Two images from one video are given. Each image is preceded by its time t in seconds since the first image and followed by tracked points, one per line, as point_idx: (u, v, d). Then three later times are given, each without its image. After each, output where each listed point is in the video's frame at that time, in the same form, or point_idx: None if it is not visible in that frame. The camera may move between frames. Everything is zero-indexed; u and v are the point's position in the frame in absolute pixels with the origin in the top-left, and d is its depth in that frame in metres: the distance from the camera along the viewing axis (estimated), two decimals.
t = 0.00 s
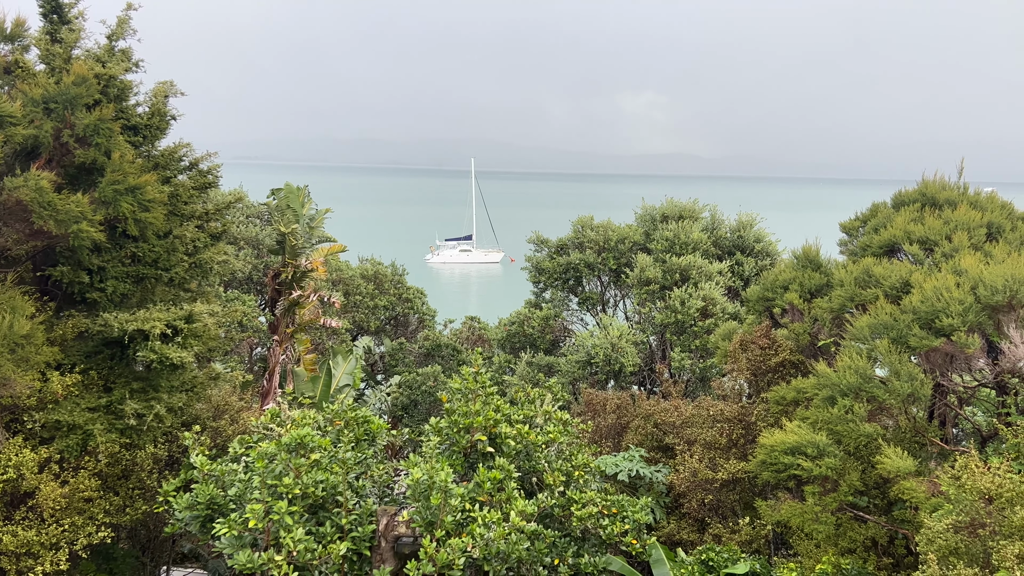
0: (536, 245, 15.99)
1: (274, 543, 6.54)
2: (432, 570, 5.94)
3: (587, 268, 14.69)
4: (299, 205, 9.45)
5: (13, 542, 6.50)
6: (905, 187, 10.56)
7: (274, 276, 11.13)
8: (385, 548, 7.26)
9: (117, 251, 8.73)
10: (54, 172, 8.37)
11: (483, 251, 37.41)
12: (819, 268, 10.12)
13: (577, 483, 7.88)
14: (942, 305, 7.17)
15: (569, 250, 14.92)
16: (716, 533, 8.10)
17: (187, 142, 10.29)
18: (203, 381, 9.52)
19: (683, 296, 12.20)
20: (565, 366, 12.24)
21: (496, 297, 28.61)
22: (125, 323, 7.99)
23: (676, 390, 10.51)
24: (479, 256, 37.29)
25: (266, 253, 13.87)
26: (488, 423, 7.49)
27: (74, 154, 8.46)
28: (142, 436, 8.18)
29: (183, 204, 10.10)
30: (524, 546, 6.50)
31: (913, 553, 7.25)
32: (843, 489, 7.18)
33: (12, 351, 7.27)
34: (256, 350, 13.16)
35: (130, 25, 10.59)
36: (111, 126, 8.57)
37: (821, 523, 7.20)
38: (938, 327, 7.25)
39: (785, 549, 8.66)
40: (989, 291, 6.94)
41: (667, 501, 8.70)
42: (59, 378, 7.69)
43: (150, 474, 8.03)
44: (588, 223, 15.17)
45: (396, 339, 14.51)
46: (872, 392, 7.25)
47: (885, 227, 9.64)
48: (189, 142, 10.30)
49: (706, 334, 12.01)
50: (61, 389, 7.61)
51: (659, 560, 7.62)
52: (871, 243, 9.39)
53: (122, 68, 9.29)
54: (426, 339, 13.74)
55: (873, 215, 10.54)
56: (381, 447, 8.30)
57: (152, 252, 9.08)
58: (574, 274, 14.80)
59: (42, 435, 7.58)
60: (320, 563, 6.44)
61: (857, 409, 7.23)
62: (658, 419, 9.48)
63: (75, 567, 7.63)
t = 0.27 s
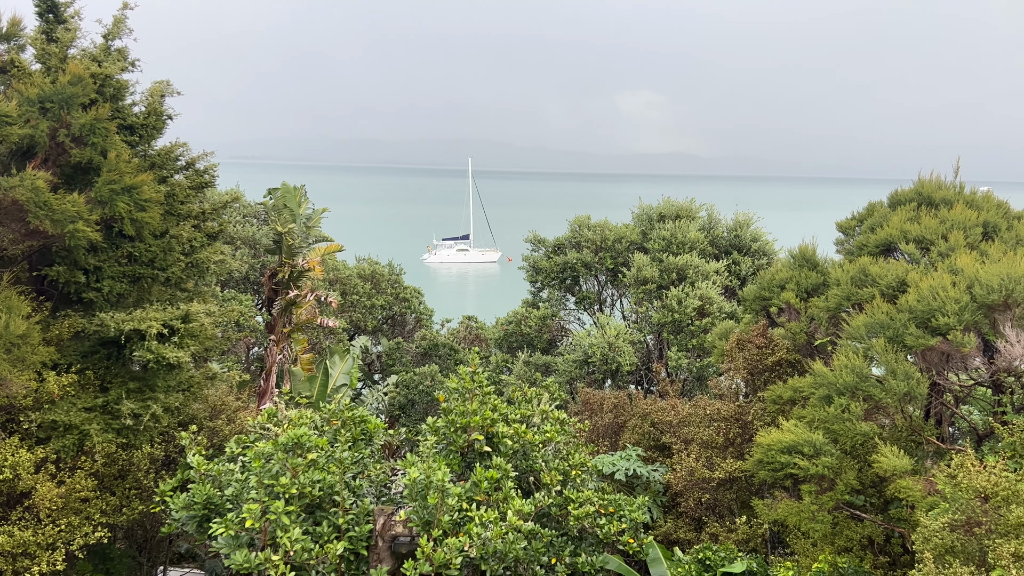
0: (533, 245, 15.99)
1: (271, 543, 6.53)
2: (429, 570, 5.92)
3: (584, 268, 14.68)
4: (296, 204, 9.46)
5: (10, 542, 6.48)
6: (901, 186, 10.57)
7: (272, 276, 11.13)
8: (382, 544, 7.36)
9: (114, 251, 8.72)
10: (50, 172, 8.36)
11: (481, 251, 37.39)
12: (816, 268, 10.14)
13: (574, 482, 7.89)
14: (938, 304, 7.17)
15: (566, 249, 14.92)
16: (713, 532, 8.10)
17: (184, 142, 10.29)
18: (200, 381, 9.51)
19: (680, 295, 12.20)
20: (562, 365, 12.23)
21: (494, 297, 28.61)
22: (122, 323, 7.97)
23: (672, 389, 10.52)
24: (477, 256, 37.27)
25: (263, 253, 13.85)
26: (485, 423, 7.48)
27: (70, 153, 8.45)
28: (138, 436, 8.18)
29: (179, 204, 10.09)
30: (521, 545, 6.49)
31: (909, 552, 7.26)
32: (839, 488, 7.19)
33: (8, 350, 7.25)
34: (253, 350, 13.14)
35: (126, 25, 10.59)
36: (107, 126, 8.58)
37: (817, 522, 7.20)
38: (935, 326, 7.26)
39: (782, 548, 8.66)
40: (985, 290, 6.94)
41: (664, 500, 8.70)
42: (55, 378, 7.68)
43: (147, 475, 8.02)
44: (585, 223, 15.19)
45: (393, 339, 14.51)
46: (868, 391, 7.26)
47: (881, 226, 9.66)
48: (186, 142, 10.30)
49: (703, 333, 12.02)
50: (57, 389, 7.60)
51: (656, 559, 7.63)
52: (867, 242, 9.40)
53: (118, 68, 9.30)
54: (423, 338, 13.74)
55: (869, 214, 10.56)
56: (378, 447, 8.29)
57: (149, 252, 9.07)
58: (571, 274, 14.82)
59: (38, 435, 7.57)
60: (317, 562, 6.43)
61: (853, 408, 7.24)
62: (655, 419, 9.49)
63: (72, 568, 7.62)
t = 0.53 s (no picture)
0: (531, 244, 15.99)
1: (268, 543, 6.52)
2: (427, 570, 5.90)
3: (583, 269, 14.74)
4: (294, 203, 9.48)
5: (7, 542, 6.46)
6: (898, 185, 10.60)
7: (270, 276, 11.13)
8: (381, 545, 7.28)
9: (111, 251, 8.72)
10: (47, 172, 8.34)
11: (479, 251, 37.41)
12: (813, 267, 10.18)
13: (572, 481, 7.89)
14: (934, 304, 7.19)
15: (563, 249, 14.94)
16: (711, 531, 8.10)
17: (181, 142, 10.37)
18: (198, 382, 9.50)
19: (678, 295, 12.22)
20: (559, 365, 12.24)
21: (491, 297, 28.60)
22: (118, 323, 7.95)
23: (669, 388, 10.53)
24: (475, 256, 37.28)
25: (260, 253, 13.84)
26: (483, 422, 7.49)
27: (67, 153, 8.46)
28: (136, 436, 8.17)
29: (177, 204, 10.08)
30: (519, 545, 6.49)
31: (905, 550, 7.28)
32: (836, 487, 7.20)
33: (4, 350, 7.25)
34: (251, 350, 13.14)
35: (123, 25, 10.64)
36: (103, 125, 8.62)
37: (815, 521, 7.18)
38: (931, 325, 7.27)
39: (779, 547, 8.66)
40: (981, 289, 6.96)
41: (662, 499, 8.70)
42: (52, 378, 7.66)
43: (144, 474, 8.01)
44: (583, 222, 15.19)
45: (391, 339, 14.51)
46: (865, 390, 7.28)
47: (878, 226, 9.69)
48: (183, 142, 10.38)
49: (700, 333, 12.03)
50: (54, 389, 7.59)
51: (653, 559, 7.63)
52: (864, 241, 9.41)
53: (114, 68, 9.36)
54: (421, 338, 13.76)
55: (866, 213, 10.58)
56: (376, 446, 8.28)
57: (146, 252, 9.07)
58: (569, 273, 14.84)
59: (35, 435, 7.56)
60: (315, 562, 6.42)
61: (850, 408, 7.25)
62: (652, 418, 9.51)
63: (69, 568, 7.59)
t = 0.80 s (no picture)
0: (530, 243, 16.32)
1: (266, 543, 6.50)
2: (425, 570, 5.86)
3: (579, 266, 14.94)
4: (292, 203, 9.59)
5: (4, 543, 6.43)
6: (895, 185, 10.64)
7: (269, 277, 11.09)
8: (377, 546, 7.09)
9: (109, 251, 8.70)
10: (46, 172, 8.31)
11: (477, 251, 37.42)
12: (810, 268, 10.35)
13: (570, 481, 7.89)
14: (931, 304, 7.19)
15: (561, 249, 14.95)
16: (709, 531, 8.02)
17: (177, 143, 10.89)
18: (196, 382, 9.47)
19: (676, 295, 12.24)
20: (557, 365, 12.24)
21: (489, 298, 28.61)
22: (116, 323, 7.95)
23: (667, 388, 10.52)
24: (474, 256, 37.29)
25: (258, 253, 13.84)
26: (481, 422, 7.50)
27: (65, 153, 8.48)
28: (134, 436, 8.13)
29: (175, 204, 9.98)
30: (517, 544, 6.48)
31: (903, 550, 7.28)
32: (834, 487, 7.20)
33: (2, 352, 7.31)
34: (249, 351, 13.12)
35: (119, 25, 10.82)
36: (99, 126, 9.04)
37: (810, 522, 7.27)
38: (928, 325, 7.27)
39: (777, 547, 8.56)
40: (978, 289, 6.97)
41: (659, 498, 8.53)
42: (50, 378, 7.63)
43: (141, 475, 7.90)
44: (581, 222, 15.44)
45: (389, 339, 14.51)
46: (862, 390, 7.33)
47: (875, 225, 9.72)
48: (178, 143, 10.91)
49: (698, 333, 12.05)
50: (52, 389, 7.56)
51: (652, 558, 7.60)
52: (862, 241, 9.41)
53: (112, 68, 10.03)
54: (419, 338, 13.79)
55: (863, 213, 10.61)
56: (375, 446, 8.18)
57: (144, 252, 9.06)
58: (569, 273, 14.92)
59: (33, 436, 7.55)
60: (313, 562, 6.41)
61: (849, 408, 7.25)
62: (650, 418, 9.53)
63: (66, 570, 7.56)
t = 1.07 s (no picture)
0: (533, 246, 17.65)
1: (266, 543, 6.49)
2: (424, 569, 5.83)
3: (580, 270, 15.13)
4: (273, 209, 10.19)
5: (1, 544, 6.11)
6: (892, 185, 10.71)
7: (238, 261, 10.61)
8: (374, 548, 6.21)
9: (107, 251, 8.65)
10: (44, 170, 8.36)
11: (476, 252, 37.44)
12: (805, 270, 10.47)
13: (569, 481, 7.87)
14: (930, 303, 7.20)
15: (560, 250, 14.92)
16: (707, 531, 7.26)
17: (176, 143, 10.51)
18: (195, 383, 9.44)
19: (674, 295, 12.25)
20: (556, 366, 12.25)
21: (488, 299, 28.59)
22: (117, 325, 8.14)
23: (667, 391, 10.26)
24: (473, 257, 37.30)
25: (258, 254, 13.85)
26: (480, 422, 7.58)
27: (65, 155, 8.65)
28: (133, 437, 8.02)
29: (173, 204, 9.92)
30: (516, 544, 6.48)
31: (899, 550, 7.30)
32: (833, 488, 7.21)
33: None
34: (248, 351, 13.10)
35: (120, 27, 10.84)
36: (98, 127, 9.48)
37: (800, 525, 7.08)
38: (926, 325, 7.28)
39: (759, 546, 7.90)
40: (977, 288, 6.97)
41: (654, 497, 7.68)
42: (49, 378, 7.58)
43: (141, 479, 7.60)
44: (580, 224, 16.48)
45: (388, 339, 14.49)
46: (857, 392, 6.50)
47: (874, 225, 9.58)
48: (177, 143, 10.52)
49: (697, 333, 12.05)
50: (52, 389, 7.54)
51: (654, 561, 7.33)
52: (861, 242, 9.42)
53: (110, 70, 10.34)
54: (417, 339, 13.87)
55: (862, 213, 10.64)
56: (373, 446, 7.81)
57: (143, 252, 9.03)
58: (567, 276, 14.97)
59: (32, 437, 7.40)
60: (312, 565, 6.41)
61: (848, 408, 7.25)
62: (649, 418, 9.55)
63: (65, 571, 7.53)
